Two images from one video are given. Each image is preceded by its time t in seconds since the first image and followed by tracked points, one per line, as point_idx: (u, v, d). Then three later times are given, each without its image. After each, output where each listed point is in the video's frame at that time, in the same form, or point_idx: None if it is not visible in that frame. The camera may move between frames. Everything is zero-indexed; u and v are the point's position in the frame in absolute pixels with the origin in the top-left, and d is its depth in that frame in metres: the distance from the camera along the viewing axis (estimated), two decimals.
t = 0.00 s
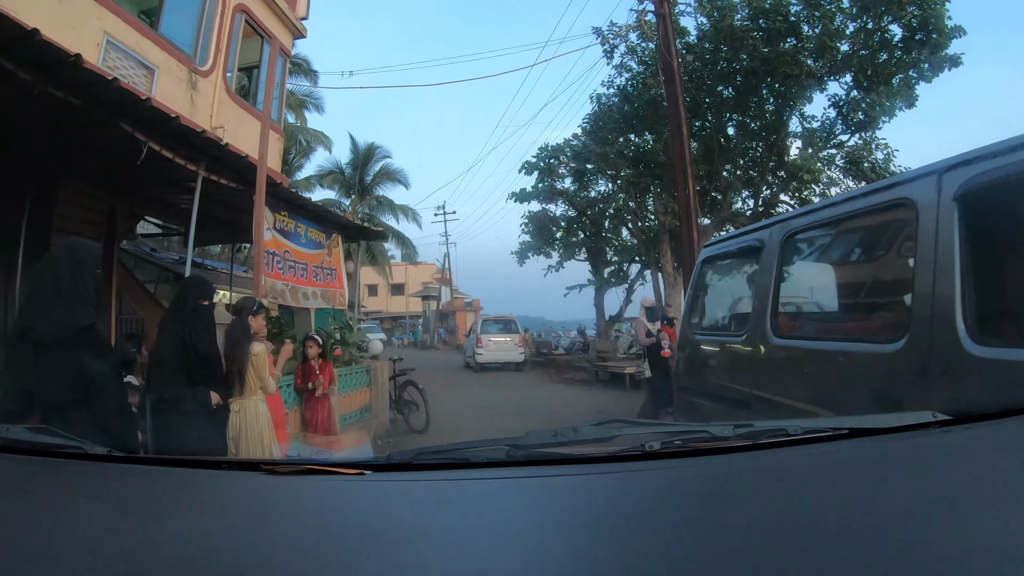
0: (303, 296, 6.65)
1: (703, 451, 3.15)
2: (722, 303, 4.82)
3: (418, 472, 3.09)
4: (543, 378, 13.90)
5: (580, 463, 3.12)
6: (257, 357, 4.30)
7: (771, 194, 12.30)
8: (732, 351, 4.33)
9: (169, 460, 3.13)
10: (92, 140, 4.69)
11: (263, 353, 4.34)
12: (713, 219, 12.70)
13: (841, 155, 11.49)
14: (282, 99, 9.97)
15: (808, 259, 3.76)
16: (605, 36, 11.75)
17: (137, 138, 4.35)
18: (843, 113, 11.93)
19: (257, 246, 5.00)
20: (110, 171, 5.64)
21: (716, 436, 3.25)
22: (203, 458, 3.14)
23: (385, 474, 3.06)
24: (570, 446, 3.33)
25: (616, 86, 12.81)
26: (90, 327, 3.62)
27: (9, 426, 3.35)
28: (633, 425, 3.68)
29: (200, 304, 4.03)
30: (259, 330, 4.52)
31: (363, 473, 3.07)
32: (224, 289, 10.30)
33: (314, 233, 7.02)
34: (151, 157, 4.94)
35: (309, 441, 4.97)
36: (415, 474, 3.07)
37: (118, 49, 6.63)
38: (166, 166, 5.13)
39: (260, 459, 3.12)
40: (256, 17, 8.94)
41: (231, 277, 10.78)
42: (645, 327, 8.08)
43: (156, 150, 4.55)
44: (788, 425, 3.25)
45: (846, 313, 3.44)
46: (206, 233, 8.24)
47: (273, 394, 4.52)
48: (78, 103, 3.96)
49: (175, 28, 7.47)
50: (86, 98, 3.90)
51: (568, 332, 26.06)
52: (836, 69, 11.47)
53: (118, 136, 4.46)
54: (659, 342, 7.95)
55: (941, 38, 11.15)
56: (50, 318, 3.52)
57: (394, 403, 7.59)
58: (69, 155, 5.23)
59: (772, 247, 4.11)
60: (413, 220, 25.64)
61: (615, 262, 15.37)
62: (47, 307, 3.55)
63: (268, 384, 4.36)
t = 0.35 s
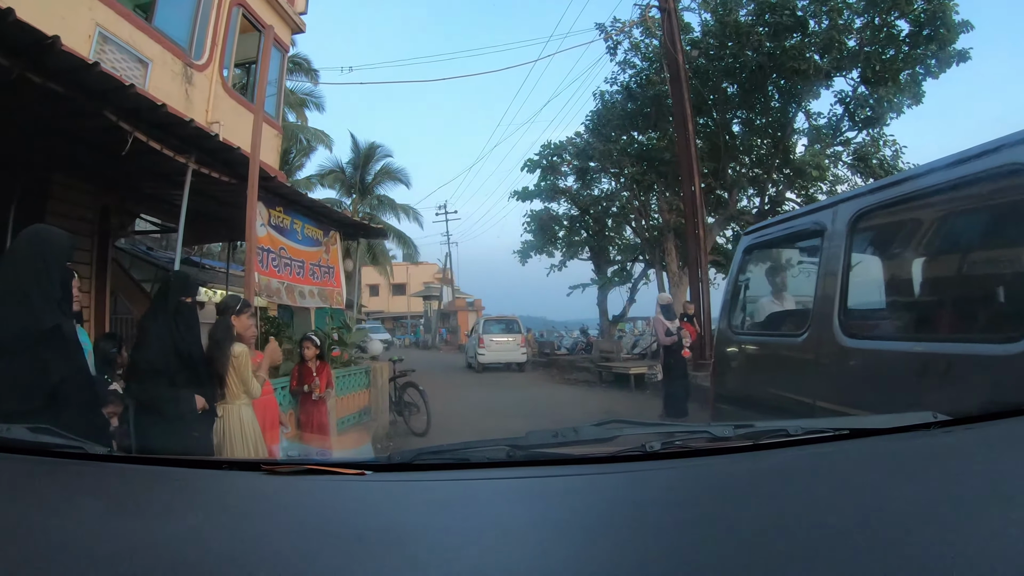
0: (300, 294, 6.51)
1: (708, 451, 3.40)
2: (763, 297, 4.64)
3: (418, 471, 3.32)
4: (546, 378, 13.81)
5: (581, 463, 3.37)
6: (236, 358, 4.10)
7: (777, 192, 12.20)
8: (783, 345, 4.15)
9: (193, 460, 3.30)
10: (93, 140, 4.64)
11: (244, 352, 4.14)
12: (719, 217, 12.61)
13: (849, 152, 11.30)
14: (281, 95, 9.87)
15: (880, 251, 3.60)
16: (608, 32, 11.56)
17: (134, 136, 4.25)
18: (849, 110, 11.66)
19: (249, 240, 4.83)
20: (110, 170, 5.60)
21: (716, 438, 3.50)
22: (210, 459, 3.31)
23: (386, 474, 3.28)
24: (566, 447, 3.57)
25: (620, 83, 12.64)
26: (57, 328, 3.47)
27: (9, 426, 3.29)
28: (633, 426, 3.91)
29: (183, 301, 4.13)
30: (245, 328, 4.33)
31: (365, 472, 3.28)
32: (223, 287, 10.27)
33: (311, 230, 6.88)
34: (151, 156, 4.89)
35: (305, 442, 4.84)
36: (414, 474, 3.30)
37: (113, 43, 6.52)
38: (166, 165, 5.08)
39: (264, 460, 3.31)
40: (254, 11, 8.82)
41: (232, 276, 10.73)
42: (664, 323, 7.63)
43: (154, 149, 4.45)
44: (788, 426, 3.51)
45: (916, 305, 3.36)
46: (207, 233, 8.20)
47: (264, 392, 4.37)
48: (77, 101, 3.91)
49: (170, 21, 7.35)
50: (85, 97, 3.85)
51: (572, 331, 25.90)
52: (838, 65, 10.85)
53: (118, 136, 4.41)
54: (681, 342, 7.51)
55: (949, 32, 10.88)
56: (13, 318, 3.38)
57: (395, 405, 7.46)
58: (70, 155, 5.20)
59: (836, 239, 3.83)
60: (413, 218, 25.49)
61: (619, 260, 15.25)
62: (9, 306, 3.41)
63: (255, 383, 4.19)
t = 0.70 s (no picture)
0: (295, 292, 6.37)
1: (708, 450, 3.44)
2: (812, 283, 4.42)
3: (418, 471, 3.30)
4: (549, 377, 13.69)
5: (583, 462, 3.36)
6: (221, 357, 3.95)
7: (783, 188, 12.10)
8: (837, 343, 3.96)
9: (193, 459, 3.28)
10: (86, 134, 4.53)
11: (230, 350, 3.99)
12: (723, 215, 12.49)
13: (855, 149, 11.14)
14: (279, 90, 9.76)
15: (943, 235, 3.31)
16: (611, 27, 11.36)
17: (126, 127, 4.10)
18: (855, 106, 11.37)
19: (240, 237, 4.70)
20: (106, 166, 5.48)
21: (717, 437, 3.53)
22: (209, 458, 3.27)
23: (386, 474, 3.24)
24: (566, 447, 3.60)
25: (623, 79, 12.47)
26: (11, 327, 3.37)
27: (10, 426, 3.26)
28: (631, 426, 4.00)
29: (162, 297, 3.95)
30: (235, 325, 4.16)
31: (365, 472, 3.24)
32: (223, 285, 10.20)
33: (308, 225, 6.75)
34: (147, 151, 4.78)
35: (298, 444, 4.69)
36: (414, 473, 3.27)
37: (106, 35, 6.40)
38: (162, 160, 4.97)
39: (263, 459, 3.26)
40: (251, 4, 8.71)
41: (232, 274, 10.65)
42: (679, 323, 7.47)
43: (144, 140, 4.28)
44: (789, 426, 3.58)
45: (983, 300, 3.17)
46: (206, 230, 8.09)
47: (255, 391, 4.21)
48: (69, 93, 3.79)
49: (166, 12, 7.24)
50: (81, 89, 3.73)
51: (573, 330, 25.78)
52: (847, 61, 10.76)
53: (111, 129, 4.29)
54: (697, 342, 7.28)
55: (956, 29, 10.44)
56: None
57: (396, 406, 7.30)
58: (66, 152, 5.09)
59: (916, 211, 3.49)
60: (414, 217, 25.34)
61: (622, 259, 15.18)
62: None
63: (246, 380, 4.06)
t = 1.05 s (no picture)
0: (292, 290, 6.26)
1: (709, 450, 3.53)
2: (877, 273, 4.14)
3: (420, 472, 3.30)
4: (550, 377, 13.62)
5: (582, 462, 3.42)
6: (201, 356, 3.87)
7: (786, 185, 11.94)
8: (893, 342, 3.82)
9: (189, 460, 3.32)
10: (77, 128, 4.45)
11: (210, 350, 3.91)
12: (726, 214, 12.35)
13: (861, 146, 11.00)
14: (278, 86, 9.66)
15: None
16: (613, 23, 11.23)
17: (113, 118, 3.98)
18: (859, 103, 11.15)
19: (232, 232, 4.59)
20: (99, 162, 5.40)
21: (715, 436, 3.62)
22: (209, 459, 3.28)
23: (388, 475, 3.24)
24: (567, 446, 3.66)
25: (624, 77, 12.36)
26: None
27: (10, 426, 3.30)
28: (634, 425, 4.06)
29: (143, 294, 3.96)
30: (218, 323, 4.05)
31: (365, 472, 3.26)
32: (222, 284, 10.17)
33: (305, 222, 6.64)
34: (142, 147, 4.73)
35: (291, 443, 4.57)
36: (415, 474, 3.28)
37: (99, 28, 6.31)
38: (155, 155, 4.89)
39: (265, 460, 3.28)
40: None
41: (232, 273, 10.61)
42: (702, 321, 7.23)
43: (132, 131, 4.15)
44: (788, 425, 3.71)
45: None
46: (203, 228, 8.01)
47: (244, 391, 4.11)
48: (59, 86, 3.70)
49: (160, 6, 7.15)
50: (69, 81, 3.64)
51: (574, 330, 25.63)
52: (851, 59, 10.50)
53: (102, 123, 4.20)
54: (720, 341, 7.12)
55: (961, 26, 10.14)
56: None
57: (394, 407, 7.16)
58: (58, 148, 5.02)
59: (1015, 192, 3.12)
60: (415, 216, 25.20)
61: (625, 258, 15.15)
62: None
63: (230, 381, 3.94)
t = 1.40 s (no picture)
0: (289, 289, 6.20)
1: (709, 450, 3.58)
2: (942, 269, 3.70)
3: (421, 472, 3.30)
4: (551, 377, 13.56)
5: (582, 462, 3.45)
6: (175, 357, 3.74)
7: (789, 184, 11.85)
8: (926, 342, 3.63)
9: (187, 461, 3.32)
10: (70, 125, 4.38)
11: (186, 350, 3.76)
12: (729, 213, 12.28)
13: (864, 146, 10.93)
14: (276, 84, 9.62)
15: None
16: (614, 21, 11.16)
17: (105, 112, 3.92)
18: (862, 102, 11.04)
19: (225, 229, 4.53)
20: (94, 160, 5.34)
21: (715, 436, 3.63)
22: (209, 458, 3.28)
23: (388, 474, 3.24)
24: (567, 446, 3.70)
25: (625, 75, 12.30)
26: None
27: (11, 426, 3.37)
28: (635, 425, 4.13)
29: (128, 290, 3.96)
30: (199, 322, 3.88)
31: (365, 472, 3.25)
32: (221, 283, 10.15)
33: (303, 220, 6.57)
34: (139, 146, 4.70)
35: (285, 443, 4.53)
36: (416, 474, 3.28)
37: (95, 24, 6.25)
38: (150, 152, 4.82)
39: (264, 460, 3.27)
40: None
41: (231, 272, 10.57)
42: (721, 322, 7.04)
43: (124, 126, 4.09)
44: (789, 426, 3.78)
45: None
46: (200, 227, 7.95)
47: (238, 394, 4.14)
48: (54, 83, 3.67)
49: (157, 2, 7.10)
50: (60, 75, 3.58)
51: (574, 330, 25.54)
52: (854, 58, 10.39)
53: (95, 119, 4.13)
54: (740, 343, 6.94)
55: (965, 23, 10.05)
56: None
57: (393, 408, 7.07)
58: (52, 145, 4.96)
59: None
60: (415, 216, 25.15)
61: (625, 257, 15.08)
62: None
63: (207, 382, 3.79)
